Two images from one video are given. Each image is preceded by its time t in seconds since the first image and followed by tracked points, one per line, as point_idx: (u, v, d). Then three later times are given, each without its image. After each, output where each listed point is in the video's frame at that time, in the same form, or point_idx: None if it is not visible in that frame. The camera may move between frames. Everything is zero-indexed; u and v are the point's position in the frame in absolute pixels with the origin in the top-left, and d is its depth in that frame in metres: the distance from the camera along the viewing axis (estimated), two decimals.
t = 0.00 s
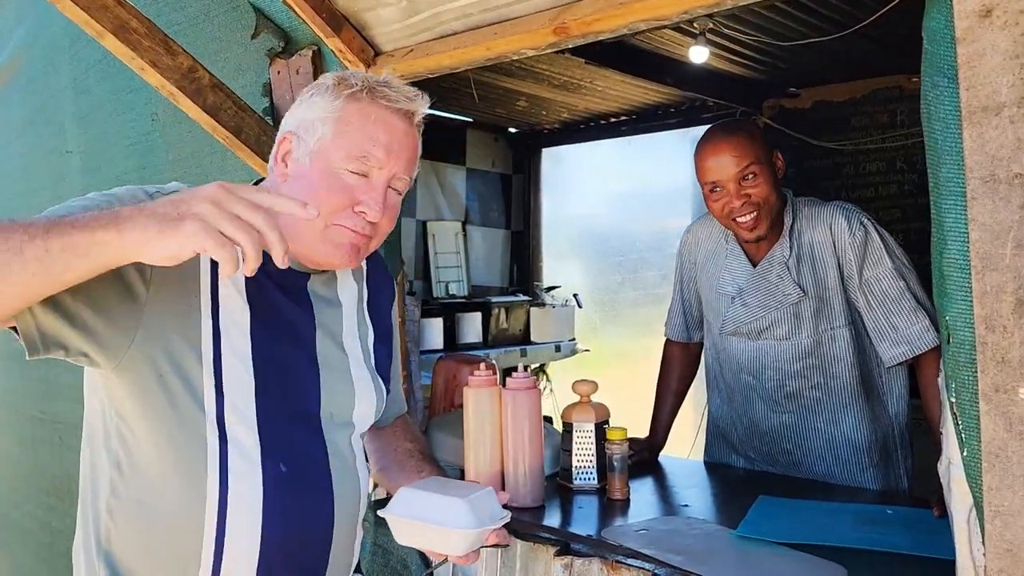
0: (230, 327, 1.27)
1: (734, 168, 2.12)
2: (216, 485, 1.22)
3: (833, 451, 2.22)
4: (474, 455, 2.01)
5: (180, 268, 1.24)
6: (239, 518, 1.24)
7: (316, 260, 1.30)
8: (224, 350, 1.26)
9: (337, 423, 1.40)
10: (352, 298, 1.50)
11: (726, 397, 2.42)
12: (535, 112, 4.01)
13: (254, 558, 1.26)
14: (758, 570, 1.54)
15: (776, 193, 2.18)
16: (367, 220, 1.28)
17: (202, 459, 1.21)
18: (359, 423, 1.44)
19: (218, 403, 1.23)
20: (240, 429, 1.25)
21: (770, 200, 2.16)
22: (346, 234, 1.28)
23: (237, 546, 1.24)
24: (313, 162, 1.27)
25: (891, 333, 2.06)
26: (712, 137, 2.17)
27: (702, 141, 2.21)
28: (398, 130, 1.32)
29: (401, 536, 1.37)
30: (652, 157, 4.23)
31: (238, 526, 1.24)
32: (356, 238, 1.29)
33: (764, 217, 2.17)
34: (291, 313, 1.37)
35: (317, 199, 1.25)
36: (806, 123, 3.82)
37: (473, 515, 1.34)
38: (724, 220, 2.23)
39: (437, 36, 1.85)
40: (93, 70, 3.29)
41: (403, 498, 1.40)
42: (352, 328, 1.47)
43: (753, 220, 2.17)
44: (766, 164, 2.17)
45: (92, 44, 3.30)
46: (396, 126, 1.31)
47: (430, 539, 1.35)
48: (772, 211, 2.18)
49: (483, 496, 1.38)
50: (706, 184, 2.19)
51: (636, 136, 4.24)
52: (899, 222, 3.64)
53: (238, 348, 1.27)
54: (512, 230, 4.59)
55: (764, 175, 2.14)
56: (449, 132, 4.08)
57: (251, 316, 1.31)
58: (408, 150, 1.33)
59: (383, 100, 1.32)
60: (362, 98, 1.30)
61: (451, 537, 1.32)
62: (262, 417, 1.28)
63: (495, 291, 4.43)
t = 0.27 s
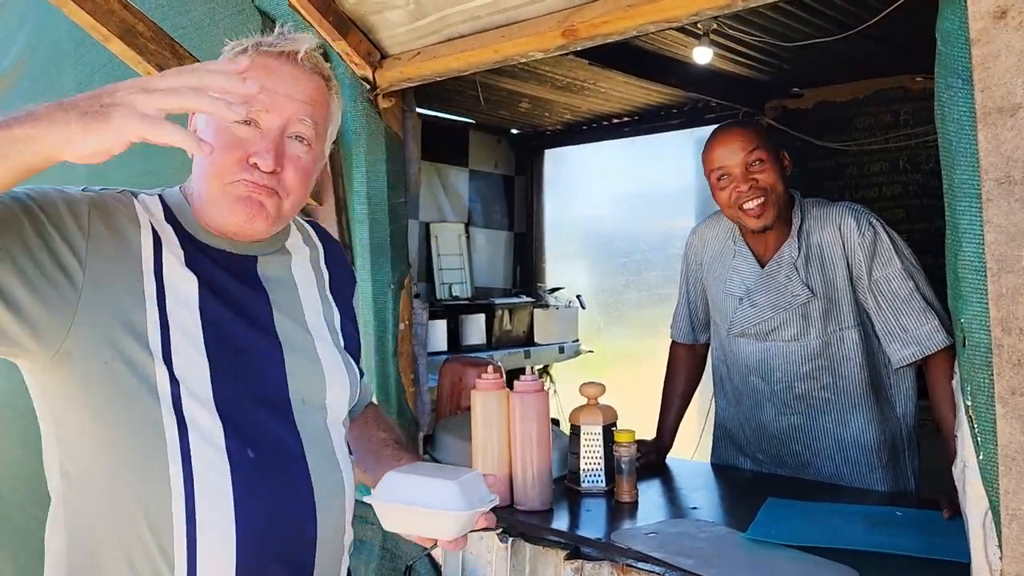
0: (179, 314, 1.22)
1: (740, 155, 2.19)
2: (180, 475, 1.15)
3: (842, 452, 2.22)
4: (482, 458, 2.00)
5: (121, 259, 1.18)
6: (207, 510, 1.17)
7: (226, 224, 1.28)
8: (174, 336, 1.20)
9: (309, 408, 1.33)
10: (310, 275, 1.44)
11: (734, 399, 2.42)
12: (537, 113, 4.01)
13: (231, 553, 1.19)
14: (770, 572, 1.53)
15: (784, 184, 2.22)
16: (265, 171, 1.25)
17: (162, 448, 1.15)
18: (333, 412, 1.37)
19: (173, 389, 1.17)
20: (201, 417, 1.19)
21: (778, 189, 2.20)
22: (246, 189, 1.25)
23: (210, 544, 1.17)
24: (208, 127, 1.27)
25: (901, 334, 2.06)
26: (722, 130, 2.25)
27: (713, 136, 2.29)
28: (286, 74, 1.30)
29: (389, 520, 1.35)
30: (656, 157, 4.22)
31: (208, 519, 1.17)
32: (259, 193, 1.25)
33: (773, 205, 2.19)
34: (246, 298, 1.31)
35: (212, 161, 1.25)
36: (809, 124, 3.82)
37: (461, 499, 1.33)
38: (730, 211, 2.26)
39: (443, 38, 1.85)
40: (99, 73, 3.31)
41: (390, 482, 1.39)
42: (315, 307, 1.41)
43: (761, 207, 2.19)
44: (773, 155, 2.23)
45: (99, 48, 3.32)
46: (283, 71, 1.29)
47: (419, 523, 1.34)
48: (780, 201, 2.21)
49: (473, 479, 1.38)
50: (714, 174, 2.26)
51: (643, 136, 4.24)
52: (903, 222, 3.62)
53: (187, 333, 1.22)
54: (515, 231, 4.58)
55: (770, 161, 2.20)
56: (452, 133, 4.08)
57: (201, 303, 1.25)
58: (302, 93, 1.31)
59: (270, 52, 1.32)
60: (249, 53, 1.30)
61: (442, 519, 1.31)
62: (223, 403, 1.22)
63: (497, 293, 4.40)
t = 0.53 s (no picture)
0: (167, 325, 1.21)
1: (750, 153, 2.21)
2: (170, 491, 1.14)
3: (855, 457, 2.21)
4: (495, 463, 2.01)
5: (106, 276, 1.17)
6: (200, 525, 1.16)
7: (197, 230, 1.26)
8: (160, 353, 1.19)
9: (303, 414, 1.32)
10: (297, 278, 1.43)
11: (746, 403, 2.42)
12: (542, 117, 4.01)
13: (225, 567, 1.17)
14: None
15: (793, 183, 2.22)
16: (231, 170, 1.23)
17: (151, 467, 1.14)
18: (326, 416, 1.36)
19: (160, 403, 1.16)
20: (188, 429, 1.18)
21: (787, 187, 2.20)
22: (217, 191, 1.23)
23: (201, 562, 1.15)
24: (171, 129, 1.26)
25: (913, 339, 2.05)
26: (732, 130, 2.27)
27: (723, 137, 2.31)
28: (245, 70, 1.30)
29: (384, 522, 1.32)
30: (662, 161, 4.21)
31: (202, 535, 1.16)
32: (227, 193, 1.24)
33: (782, 204, 2.18)
34: (231, 306, 1.30)
35: (179, 166, 1.23)
36: (816, 127, 3.82)
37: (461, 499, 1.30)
38: (739, 211, 2.26)
39: (455, 45, 1.88)
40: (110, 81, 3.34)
41: (384, 483, 1.36)
42: (303, 309, 1.41)
43: (769, 206, 2.18)
44: (783, 155, 2.24)
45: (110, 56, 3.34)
46: (241, 70, 1.29)
47: (417, 523, 1.31)
48: (790, 201, 2.20)
49: (472, 476, 1.35)
50: (723, 173, 2.27)
51: (645, 140, 4.21)
52: (909, 225, 3.61)
53: (175, 349, 1.21)
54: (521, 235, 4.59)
55: (779, 159, 2.22)
56: (459, 137, 4.08)
57: (187, 318, 1.24)
58: (261, 88, 1.30)
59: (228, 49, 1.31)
60: (205, 52, 1.30)
61: (441, 518, 1.28)
62: (212, 413, 1.21)
63: (504, 296, 4.44)
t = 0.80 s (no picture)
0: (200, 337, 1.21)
1: (759, 157, 2.22)
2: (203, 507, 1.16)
3: (866, 463, 2.21)
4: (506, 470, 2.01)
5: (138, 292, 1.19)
6: (231, 536, 1.17)
7: (251, 254, 1.27)
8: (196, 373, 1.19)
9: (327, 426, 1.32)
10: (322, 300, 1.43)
11: (755, 409, 2.41)
12: (548, 122, 4.02)
13: None
14: None
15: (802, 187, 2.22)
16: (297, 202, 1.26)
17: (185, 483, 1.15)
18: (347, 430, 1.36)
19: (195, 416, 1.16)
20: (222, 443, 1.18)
21: (795, 190, 2.20)
22: (279, 221, 1.26)
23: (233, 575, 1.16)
24: (229, 155, 1.24)
25: (924, 345, 2.05)
26: (742, 136, 2.29)
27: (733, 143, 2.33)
28: (302, 99, 1.29)
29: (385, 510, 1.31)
30: (668, 165, 4.21)
31: (233, 545, 1.17)
32: (291, 223, 1.27)
33: (790, 205, 2.18)
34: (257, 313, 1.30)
35: (241, 191, 1.23)
36: (823, 131, 3.81)
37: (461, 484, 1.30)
38: (749, 214, 2.25)
39: (466, 55, 1.92)
40: (120, 89, 3.36)
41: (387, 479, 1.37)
42: (326, 327, 1.40)
43: (778, 207, 2.17)
44: (793, 160, 2.24)
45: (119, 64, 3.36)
46: (304, 103, 1.29)
47: (415, 510, 1.30)
48: (798, 204, 2.20)
49: (475, 466, 1.36)
50: (732, 177, 2.28)
51: (653, 144, 4.22)
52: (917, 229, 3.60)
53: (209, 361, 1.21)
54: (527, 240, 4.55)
55: (788, 163, 2.22)
56: (465, 143, 4.08)
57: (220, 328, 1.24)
58: (317, 117, 1.31)
59: (282, 75, 1.29)
60: (257, 75, 1.27)
61: (440, 503, 1.28)
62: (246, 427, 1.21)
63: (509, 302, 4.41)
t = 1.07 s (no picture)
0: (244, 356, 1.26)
1: (765, 162, 2.22)
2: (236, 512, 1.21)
3: (874, 469, 2.20)
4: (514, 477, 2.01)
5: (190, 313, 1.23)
6: (264, 535, 1.23)
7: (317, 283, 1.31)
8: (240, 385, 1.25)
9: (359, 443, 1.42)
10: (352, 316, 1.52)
11: (763, 415, 2.41)
12: (553, 127, 4.01)
13: None
14: None
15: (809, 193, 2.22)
16: (367, 243, 1.30)
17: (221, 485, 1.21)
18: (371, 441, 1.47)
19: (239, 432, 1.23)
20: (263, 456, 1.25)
21: (802, 196, 2.19)
22: (349, 258, 1.30)
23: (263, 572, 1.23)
24: (312, 191, 1.27)
25: (932, 351, 2.04)
26: (748, 141, 2.28)
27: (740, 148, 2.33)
28: (388, 146, 1.32)
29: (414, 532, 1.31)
30: (673, 170, 4.19)
31: (265, 545, 1.23)
32: (356, 263, 1.31)
33: (797, 210, 2.17)
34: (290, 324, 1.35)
35: (319, 226, 1.26)
36: (828, 135, 3.80)
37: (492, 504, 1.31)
38: (756, 221, 2.25)
39: (473, 62, 1.93)
40: (127, 96, 3.38)
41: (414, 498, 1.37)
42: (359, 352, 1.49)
43: (784, 212, 2.17)
44: (799, 165, 2.24)
45: (127, 72, 3.38)
46: (389, 147, 1.32)
47: (445, 530, 1.30)
48: (805, 210, 2.19)
49: (502, 482, 1.37)
50: (739, 182, 2.28)
51: (655, 150, 4.18)
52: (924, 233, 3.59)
53: (253, 373, 1.27)
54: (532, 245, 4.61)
55: (794, 168, 2.22)
56: (470, 148, 4.09)
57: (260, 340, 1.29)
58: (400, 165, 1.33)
59: (372, 118, 1.31)
60: (347, 117, 1.29)
61: (470, 523, 1.28)
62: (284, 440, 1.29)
63: (514, 306, 4.41)
